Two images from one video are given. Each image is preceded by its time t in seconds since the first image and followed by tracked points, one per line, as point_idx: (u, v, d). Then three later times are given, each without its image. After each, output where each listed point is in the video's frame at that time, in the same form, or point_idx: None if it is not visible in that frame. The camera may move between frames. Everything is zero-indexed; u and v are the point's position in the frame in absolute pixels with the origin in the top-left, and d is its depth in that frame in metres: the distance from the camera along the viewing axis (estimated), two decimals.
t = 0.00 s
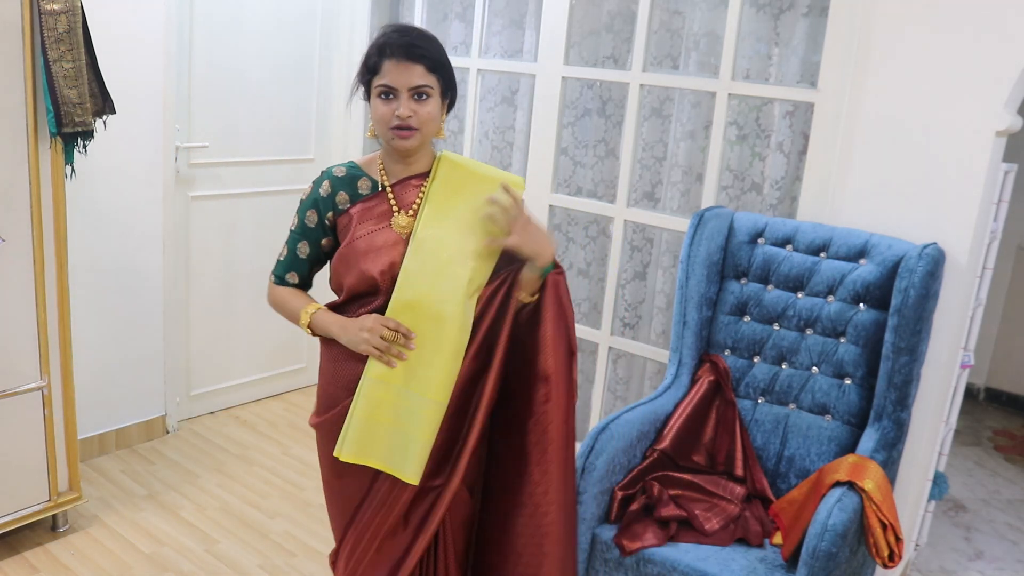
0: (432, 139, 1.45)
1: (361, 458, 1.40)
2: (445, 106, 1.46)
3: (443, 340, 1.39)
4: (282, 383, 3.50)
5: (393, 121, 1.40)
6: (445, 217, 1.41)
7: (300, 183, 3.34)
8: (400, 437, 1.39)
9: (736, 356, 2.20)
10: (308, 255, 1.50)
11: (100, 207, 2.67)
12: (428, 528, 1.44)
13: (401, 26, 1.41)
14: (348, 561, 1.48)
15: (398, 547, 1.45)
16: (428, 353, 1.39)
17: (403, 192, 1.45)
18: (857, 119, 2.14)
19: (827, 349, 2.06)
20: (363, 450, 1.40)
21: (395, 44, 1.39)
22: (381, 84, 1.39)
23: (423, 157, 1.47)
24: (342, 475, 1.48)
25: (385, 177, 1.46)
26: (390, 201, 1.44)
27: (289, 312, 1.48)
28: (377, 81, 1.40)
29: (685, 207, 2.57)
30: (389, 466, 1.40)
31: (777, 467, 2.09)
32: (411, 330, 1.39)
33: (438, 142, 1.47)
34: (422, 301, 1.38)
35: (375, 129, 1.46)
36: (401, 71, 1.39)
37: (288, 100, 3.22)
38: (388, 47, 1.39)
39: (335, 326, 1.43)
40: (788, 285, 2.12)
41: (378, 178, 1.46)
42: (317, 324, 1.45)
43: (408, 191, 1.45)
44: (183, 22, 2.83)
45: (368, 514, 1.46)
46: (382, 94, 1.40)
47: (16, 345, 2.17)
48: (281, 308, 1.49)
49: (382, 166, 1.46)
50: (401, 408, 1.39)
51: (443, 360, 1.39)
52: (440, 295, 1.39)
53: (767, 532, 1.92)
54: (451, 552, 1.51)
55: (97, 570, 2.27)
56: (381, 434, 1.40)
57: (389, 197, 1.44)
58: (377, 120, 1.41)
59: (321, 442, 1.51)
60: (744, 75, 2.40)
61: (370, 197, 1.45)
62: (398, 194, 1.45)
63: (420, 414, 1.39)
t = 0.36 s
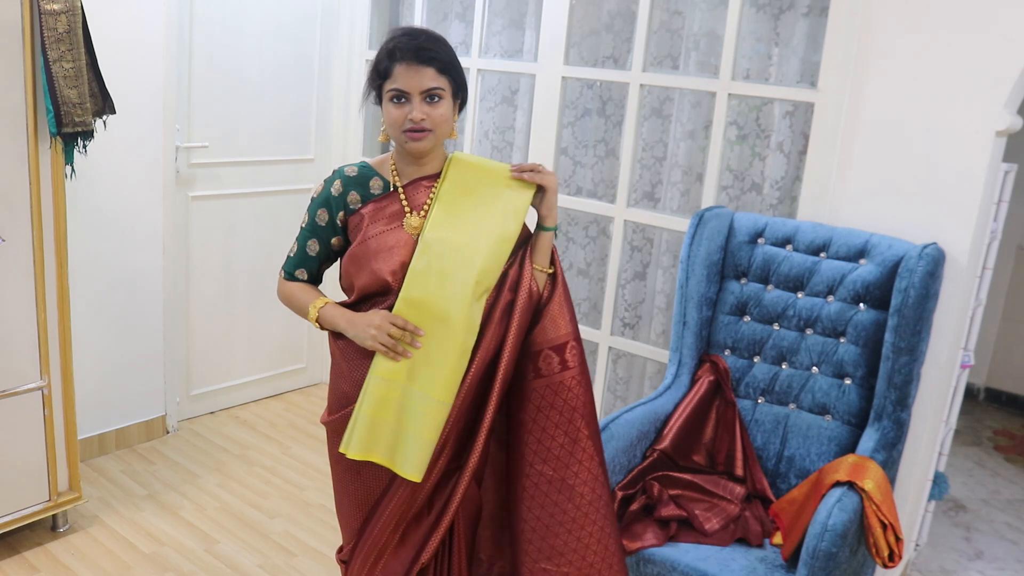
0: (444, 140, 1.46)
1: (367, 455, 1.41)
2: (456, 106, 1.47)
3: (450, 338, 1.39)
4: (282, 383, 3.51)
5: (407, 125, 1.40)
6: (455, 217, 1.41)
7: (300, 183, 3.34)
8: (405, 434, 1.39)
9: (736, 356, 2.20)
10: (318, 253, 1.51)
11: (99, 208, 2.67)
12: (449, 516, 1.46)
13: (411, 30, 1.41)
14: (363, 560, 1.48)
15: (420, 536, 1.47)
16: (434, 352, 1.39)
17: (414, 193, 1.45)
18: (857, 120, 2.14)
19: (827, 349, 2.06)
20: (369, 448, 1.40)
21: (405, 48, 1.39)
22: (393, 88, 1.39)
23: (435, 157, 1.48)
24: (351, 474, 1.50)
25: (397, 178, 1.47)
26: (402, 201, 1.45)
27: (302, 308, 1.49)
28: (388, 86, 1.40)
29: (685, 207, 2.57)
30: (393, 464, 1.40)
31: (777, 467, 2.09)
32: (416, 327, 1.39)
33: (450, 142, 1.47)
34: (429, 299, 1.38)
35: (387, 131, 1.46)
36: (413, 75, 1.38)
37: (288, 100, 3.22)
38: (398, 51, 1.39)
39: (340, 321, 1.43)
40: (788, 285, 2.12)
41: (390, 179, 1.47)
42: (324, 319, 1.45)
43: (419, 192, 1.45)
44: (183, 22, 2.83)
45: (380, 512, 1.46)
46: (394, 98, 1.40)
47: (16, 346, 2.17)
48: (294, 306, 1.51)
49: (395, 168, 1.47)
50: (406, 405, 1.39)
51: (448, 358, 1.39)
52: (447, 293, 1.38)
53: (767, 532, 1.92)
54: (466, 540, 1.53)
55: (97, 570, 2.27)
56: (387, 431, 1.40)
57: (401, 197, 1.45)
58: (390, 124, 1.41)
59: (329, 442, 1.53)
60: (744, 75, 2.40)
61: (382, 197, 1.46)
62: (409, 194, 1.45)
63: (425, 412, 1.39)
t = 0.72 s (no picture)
0: (443, 135, 1.45)
1: (416, 486, 1.43)
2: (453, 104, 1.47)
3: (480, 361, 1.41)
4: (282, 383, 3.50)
5: (405, 116, 1.40)
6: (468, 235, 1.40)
7: (300, 183, 3.34)
8: (451, 459, 1.42)
9: (736, 355, 2.19)
10: (329, 259, 1.48)
11: (100, 208, 2.67)
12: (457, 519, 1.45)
13: (408, 26, 1.42)
14: (368, 560, 1.48)
15: (425, 536, 1.47)
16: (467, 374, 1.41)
17: (416, 190, 1.43)
18: (858, 119, 2.14)
19: (827, 349, 2.06)
20: (412, 477, 1.42)
21: (401, 42, 1.40)
22: (391, 81, 1.39)
23: (434, 153, 1.47)
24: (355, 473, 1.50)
25: (398, 177, 1.46)
26: (404, 200, 1.42)
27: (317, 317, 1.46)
28: (386, 80, 1.40)
29: (685, 207, 2.57)
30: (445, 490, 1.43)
31: (777, 467, 2.09)
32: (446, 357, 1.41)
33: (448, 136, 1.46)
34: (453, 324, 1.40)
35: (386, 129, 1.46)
36: (410, 67, 1.39)
37: (287, 100, 3.22)
38: (394, 45, 1.40)
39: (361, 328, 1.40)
40: (788, 285, 2.12)
41: (391, 177, 1.46)
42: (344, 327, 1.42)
43: (421, 190, 1.43)
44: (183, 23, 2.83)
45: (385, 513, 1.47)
46: (392, 92, 1.40)
47: (16, 346, 2.17)
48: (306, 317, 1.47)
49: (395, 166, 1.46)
50: (446, 431, 1.42)
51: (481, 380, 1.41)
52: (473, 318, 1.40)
53: (767, 532, 1.92)
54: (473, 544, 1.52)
55: (97, 570, 2.27)
56: (430, 459, 1.42)
57: (402, 195, 1.43)
58: (388, 118, 1.41)
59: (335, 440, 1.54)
60: (744, 75, 2.40)
61: (384, 197, 1.44)
62: (411, 192, 1.43)
63: (466, 436, 1.42)
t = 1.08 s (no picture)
0: (453, 131, 1.45)
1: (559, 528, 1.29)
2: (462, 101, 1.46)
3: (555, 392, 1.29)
4: (281, 383, 3.50)
5: (415, 114, 1.39)
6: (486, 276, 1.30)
7: (299, 183, 3.34)
8: (566, 493, 1.29)
9: (736, 355, 2.19)
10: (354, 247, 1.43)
11: (99, 208, 2.67)
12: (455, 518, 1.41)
13: (412, 28, 1.42)
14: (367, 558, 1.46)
15: (422, 537, 1.44)
16: (548, 410, 1.29)
17: (426, 186, 1.42)
18: (858, 119, 2.14)
19: (827, 349, 2.05)
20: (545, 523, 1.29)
21: (408, 43, 1.40)
22: (400, 81, 1.39)
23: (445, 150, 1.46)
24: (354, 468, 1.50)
25: (408, 174, 1.45)
26: (414, 195, 1.42)
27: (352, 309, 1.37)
28: (394, 79, 1.40)
29: (685, 207, 2.57)
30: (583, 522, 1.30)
31: (777, 467, 2.09)
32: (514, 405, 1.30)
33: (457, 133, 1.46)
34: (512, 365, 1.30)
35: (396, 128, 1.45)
36: (418, 65, 1.38)
37: (287, 100, 3.21)
38: (402, 46, 1.40)
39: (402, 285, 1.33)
40: (788, 285, 2.12)
41: (402, 175, 1.46)
42: (384, 288, 1.33)
43: (431, 185, 1.43)
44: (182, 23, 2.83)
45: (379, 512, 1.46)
46: (401, 91, 1.40)
47: (17, 346, 2.17)
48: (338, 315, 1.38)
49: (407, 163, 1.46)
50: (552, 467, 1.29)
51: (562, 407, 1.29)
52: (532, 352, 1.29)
53: (767, 532, 1.91)
54: (473, 542, 1.51)
55: (96, 570, 2.27)
56: (552, 502, 1.29)
57: (413, 189, 1.42)
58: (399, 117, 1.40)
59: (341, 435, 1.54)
60: (744, 75, 2.40)
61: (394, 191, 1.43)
62: (421, 187, 1.42)
63: (585, 465, 1.29)
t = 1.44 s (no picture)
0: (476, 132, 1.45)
1: None
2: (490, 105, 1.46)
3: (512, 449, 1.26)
4: (281, 383, 3.50)
5: (440, 111, 1.39)
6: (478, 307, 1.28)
7: (299, 183, 3.34)
8: (494, 556, 1.28)
9: (736, 356, 2.19)
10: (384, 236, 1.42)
11: (99, 208, 2.67)
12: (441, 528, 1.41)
13: (446, 27, 1.43)
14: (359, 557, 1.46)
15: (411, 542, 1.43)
16: (499, 464, 1.27)
17: (447, 187, 1.42)
18: (858, 119, 2.14)
19: (827, 349, 2.05)
20: None
21: (439, 43, 1.40)
22: (428, 77, 1.39)
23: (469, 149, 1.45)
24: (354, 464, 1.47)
25: (430, 172, 1.44)
26: (434, 195, 1.41)
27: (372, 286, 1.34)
28: (423, 75, 1.41)
29: (685, 207, 2.57)
30: None
31: (777, 467, 2.08)
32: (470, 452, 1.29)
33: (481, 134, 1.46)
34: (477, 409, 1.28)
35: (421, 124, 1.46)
36: (447, 64, 1.39)
37: (288, 100, 3.22)
38: (433, 44, 1.40)
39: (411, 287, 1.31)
40: (788, 285, 2.12)
41: (424, 173, 1.44)
42: (412, 273, 1.30)
43: (452, 185, 1.42)
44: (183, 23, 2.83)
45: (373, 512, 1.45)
46: (429, 88, 1.40)
47: (17, 346, 2.17)
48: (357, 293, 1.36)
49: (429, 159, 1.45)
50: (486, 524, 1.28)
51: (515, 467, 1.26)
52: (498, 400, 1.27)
53: (767, 532, 1.91)
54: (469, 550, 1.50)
55: (96, 570, 2.27)
56: (476, 557, 1.28)
57: (433, 189, 1.42)
58: (424, 112, 1.41)
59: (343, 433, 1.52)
60: (744, 75, 2.40)
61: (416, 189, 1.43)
62: (442, 188, 1.42)
63: (518, 532, 1.26)
